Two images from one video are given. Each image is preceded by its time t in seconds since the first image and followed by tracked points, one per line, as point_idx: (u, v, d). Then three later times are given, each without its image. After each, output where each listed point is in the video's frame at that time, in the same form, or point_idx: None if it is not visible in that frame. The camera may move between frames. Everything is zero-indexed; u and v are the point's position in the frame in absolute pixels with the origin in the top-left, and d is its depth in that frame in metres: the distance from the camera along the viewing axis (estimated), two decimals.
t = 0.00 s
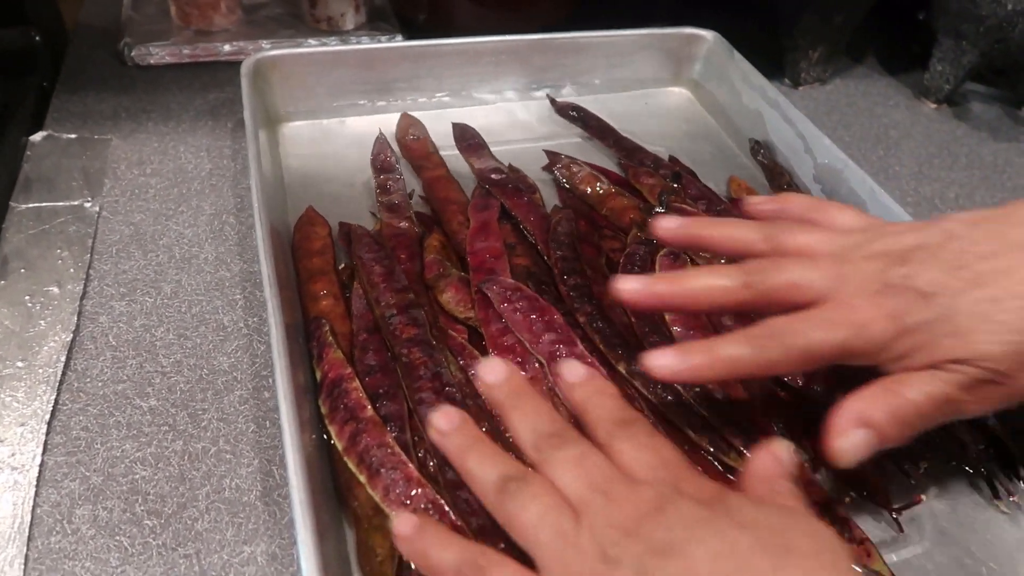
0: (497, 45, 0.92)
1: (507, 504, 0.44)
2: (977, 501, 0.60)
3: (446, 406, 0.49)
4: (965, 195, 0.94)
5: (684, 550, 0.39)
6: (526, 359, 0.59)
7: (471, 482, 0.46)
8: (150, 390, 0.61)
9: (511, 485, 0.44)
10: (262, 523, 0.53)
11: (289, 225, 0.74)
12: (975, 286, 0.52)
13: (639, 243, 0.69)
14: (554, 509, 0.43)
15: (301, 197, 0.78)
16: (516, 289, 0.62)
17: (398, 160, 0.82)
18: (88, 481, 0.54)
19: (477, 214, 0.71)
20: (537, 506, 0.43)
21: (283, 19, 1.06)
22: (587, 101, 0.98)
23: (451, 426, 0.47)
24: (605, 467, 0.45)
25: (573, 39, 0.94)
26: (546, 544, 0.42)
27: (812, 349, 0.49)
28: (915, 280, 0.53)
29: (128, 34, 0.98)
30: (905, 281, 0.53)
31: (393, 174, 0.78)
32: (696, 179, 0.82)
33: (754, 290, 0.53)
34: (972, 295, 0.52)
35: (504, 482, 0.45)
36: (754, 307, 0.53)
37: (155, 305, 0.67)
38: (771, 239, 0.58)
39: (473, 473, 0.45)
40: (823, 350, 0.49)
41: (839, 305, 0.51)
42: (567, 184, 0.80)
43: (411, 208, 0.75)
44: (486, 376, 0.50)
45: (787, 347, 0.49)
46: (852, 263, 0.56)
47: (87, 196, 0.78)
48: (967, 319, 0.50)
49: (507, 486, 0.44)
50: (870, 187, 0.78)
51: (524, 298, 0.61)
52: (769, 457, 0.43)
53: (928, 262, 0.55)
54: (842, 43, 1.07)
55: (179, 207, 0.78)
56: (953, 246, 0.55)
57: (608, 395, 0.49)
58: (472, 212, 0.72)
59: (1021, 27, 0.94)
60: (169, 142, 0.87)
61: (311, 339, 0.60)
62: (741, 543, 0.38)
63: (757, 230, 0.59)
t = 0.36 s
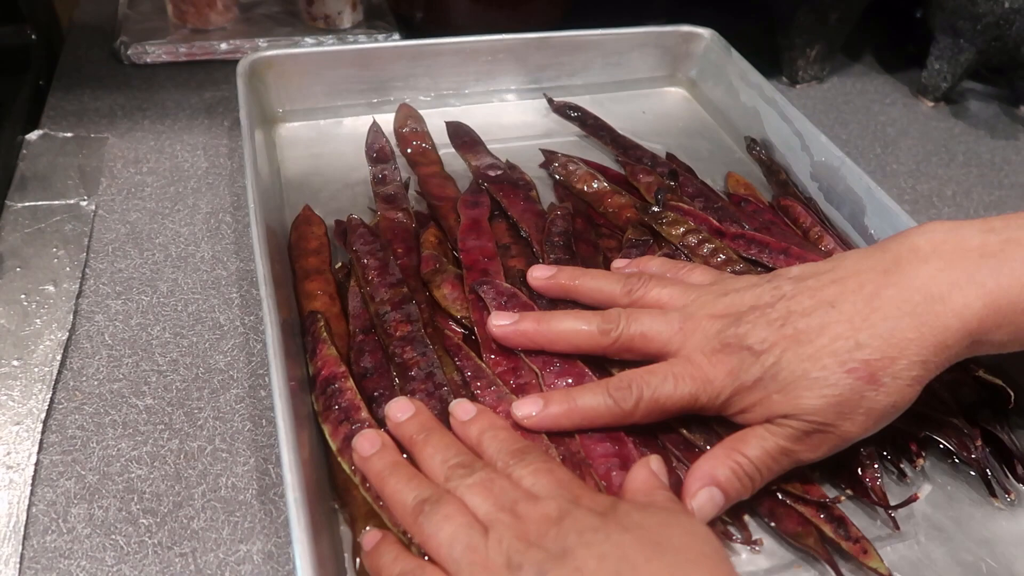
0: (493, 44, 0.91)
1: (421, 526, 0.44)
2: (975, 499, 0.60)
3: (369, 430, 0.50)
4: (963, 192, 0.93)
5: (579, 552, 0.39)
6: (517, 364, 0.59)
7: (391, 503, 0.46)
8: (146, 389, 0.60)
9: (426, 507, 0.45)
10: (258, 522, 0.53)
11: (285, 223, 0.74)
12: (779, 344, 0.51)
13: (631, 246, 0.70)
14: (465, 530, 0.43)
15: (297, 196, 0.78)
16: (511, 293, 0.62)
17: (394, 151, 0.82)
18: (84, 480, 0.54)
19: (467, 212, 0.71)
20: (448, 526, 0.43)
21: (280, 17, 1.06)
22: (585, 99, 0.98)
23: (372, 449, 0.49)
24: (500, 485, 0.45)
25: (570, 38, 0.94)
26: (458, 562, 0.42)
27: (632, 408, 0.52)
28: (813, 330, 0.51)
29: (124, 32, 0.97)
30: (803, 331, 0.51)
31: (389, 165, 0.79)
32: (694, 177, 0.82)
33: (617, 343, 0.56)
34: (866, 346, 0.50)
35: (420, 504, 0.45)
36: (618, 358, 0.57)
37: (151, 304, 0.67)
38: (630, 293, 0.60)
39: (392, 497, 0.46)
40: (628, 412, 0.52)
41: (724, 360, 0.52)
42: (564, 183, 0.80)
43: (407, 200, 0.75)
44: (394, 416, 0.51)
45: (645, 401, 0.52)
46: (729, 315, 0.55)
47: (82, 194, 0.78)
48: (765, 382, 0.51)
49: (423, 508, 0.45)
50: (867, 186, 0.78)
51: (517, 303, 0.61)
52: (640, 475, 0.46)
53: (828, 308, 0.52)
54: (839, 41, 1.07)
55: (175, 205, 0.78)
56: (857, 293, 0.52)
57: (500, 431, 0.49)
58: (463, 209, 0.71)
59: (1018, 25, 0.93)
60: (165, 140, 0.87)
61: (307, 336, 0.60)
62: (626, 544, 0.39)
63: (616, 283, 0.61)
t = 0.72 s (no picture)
0: (490, 43, 0.92)
1: (412, 522, 0.44)
2: (967, 498, 0.60)
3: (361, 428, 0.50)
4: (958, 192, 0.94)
5: (570, 545, 0.39)
6: (513, 359, 0.59)
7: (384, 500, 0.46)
8: (141, 387, 0.61)
9: (417, 503, 0.44)
10: (252, 519, 0.53)
11: (281, 220, 0.74)
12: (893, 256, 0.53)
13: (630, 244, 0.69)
14: (455, 525, 0.43)
15: (294, 194, 0.78)
16: (511, 283, 0.63)
17: (393, 152, 0.82)
18: (79, 478, 0.54)
19: (464, 211, 0.71)
20: (438, 523, 0.43)
21: (277, 17, 1.06)
22: (581, 99, 0.98)
23: (364, 448, 0.49)
24: (490, 482, 0.45)
25: (567, 37, 0.94)
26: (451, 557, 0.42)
27: (763, 312, 0.52)
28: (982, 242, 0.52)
29: (121, 32, 0.98)
30: (898, 256, 0.53)
31: (388, 166, 0.78)
32: (689, 177, 0.82)
33: (762, 253, 0.57)
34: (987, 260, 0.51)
35: (411, 501, 0.45)
36: (751, 262, 0.58)
37: (147, 302, 0.67)
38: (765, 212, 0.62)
39: (383, 495, 0.46)
40: (747, 315, 0.52)
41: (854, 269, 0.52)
42: (560, 182, 0.80)
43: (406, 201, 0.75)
44: (386, 414, 0.50)
45: (773, 305, 0.52)
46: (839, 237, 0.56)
47: (79, 193, 0.78)
48: (898, 287, 0.51)
49: (413, 504, 0.45)
50: (862, 186, 0.78)
51: (519, 293, 0.62)
52: (634, 470, 0.45)
53: (936, 235, 0.53)
54: (836, 41, 1.07)
55: (172, 204, 0.78)
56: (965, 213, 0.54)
57: (494, 427, 0.50)
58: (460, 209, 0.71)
59: (1014, 25, 0.94)
60: (162, 139, 0.87)
61: (301, 333, 0.60)
62: (618, 536, 0.39)
63: (750, 206, 0.63)
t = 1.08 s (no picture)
0: (490, 44, 0.92)
1: (414, 519, 0.44)
2: (963, 498, 0.60)
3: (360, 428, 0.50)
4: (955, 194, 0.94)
5: (573, 538, 0.40)
6: (512, 359, 0.59)
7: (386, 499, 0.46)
8: (141, 386, 0.61)
9: (418, 501, 0.44)
10: (253, 518, 0.54)
11: (281, 220, 0.74)
12: (912, 242, 0.51)
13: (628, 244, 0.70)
14: (457, 522, 0.43)
15: (293, 194, 0.79)
16: (510, 284, 0.63)
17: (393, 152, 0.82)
18: (79, 477, 0.55)
19: (463, 211, 0.71)
20: (440, 519, 0.43)
21: (276, 17, 1.06)
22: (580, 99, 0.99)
23: (365, 449, 0.48)
24: (488, 479, 0.46)
25: (567, 38, 0.94)
26: (453, 553, 0.42)
27: (780, 308, 0.55)
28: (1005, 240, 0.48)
29: (120, 31, 0.98)
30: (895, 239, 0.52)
31: (388, 165, 0.78)
32: (687, 180, 0.82)
33: (778, 265, 0.58)
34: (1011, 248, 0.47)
35: (412, 499, 0.45)
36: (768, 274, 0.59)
37: (147, 302, 0.68)
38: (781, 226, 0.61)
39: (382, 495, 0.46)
40: (761, 316, 0.56)
41: (861, 266, 0.53)
42: (557, 182, 0.80)
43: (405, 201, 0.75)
44: (387, 415, 0.50)
45: (788, 300, 0.55)
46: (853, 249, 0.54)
47: (78, 192, 0.78)
48: (896, 271, 0.51)
49: (415, 502, 0.44)
50: (861, 188, 0.79)
51: (518, 294, 0.62)
52: (632, 469, 0.46)
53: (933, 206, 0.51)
54: (834, 42, 1.07)
55: (171, 204, 0.78)
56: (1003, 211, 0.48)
57: (494, 425, 0.50)
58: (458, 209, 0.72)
59: (1012, 27, 0.94)
60: (161, 138, 0.87)
61: (301, 333, 0.60)
62: (621, 530, 0.40)
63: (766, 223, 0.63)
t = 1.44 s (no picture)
0: (492, 45, 0.92)
1: (600, 447, 0.49)
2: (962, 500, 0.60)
3: (507, 380, 0.53)
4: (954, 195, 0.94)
5: (789, 455, 0.43)
6: (515, 357, 0.60)
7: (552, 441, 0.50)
8: (145, 386, 0.61)
9: (596, 434, 0.49)
10: (255, 517, 0.54)
11: (283, 220, 0.75)
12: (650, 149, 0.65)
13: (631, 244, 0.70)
14: (646, 447, 0.47)
15: (296, 194, 0.79)
16: (512, 286, 0.63)
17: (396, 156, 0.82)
18: (84, 475, 0.55)
19: (464, 214, 0.71)
20: (627, 446, 0.48)
21: (278, 18, 1.06)
22: (581, 100, 0.99)
23: (512, 399, 0.52)
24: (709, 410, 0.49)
25: (568, 39, 0.94)
26: (647, 473, 0.46)
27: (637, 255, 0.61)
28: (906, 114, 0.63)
29: (124, 31, 0.98)
30: (816, 101, 0.61)
31: (392, 169, 0.78)
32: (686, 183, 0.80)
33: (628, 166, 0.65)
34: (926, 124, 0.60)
35: (589, 432, 0.50)
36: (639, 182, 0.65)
37: (150, 302, 0.68)
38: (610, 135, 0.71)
39: (555, 430, 0.50)
40: (531, 187, 0.70)
41: (607, 161, 0.67)
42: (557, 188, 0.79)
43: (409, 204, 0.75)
44: (503, 396, 0.52)
45: (545, 180, 0.69)
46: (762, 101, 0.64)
47: (82, 192, 0.78)
48: (641, 163, 0.65)
49: (594, 434, 0.49)
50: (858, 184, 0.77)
51: (519, 295, 0.62)
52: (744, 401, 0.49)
53: (843, 89, 0.61)
54: (834, 44, 1.07)
55: (174, 204, 0.79)
56: (907, 88, 0.60)
57: (604, 343, 0.54)
58: (460, 211, 0.72)
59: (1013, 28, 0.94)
60: (164, 139, 0.87)
61: (305, 336, 0.61)
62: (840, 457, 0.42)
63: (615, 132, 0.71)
